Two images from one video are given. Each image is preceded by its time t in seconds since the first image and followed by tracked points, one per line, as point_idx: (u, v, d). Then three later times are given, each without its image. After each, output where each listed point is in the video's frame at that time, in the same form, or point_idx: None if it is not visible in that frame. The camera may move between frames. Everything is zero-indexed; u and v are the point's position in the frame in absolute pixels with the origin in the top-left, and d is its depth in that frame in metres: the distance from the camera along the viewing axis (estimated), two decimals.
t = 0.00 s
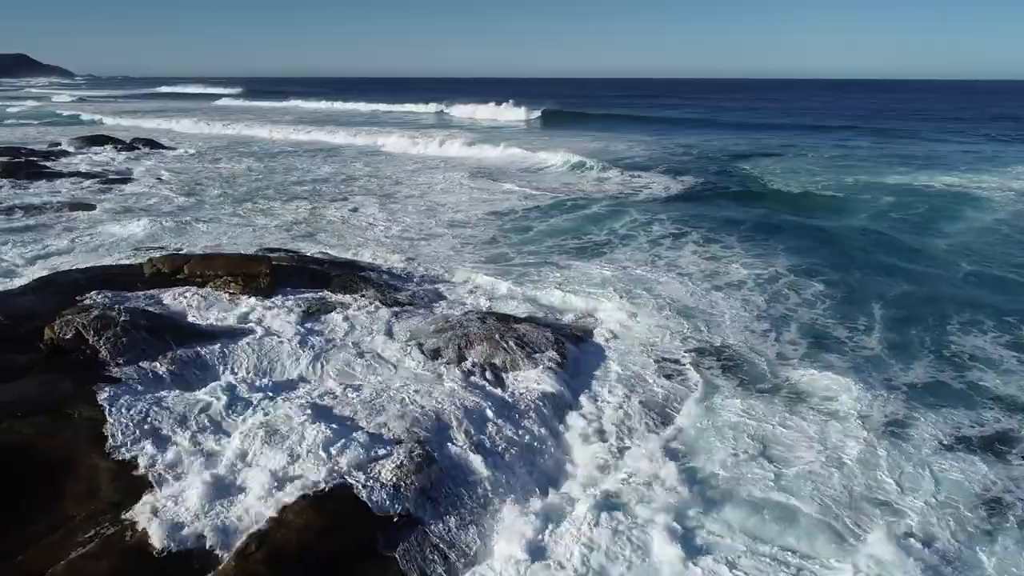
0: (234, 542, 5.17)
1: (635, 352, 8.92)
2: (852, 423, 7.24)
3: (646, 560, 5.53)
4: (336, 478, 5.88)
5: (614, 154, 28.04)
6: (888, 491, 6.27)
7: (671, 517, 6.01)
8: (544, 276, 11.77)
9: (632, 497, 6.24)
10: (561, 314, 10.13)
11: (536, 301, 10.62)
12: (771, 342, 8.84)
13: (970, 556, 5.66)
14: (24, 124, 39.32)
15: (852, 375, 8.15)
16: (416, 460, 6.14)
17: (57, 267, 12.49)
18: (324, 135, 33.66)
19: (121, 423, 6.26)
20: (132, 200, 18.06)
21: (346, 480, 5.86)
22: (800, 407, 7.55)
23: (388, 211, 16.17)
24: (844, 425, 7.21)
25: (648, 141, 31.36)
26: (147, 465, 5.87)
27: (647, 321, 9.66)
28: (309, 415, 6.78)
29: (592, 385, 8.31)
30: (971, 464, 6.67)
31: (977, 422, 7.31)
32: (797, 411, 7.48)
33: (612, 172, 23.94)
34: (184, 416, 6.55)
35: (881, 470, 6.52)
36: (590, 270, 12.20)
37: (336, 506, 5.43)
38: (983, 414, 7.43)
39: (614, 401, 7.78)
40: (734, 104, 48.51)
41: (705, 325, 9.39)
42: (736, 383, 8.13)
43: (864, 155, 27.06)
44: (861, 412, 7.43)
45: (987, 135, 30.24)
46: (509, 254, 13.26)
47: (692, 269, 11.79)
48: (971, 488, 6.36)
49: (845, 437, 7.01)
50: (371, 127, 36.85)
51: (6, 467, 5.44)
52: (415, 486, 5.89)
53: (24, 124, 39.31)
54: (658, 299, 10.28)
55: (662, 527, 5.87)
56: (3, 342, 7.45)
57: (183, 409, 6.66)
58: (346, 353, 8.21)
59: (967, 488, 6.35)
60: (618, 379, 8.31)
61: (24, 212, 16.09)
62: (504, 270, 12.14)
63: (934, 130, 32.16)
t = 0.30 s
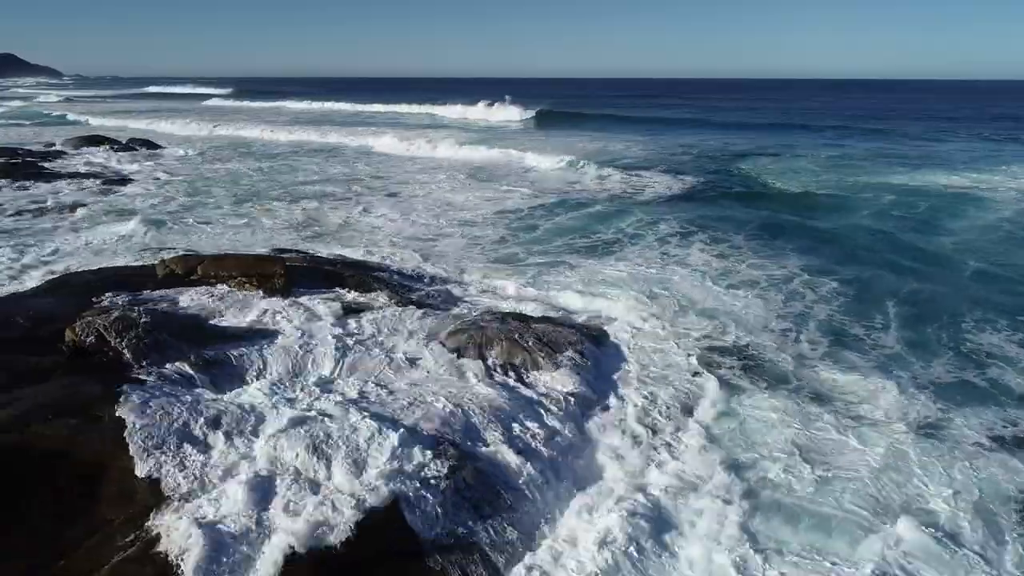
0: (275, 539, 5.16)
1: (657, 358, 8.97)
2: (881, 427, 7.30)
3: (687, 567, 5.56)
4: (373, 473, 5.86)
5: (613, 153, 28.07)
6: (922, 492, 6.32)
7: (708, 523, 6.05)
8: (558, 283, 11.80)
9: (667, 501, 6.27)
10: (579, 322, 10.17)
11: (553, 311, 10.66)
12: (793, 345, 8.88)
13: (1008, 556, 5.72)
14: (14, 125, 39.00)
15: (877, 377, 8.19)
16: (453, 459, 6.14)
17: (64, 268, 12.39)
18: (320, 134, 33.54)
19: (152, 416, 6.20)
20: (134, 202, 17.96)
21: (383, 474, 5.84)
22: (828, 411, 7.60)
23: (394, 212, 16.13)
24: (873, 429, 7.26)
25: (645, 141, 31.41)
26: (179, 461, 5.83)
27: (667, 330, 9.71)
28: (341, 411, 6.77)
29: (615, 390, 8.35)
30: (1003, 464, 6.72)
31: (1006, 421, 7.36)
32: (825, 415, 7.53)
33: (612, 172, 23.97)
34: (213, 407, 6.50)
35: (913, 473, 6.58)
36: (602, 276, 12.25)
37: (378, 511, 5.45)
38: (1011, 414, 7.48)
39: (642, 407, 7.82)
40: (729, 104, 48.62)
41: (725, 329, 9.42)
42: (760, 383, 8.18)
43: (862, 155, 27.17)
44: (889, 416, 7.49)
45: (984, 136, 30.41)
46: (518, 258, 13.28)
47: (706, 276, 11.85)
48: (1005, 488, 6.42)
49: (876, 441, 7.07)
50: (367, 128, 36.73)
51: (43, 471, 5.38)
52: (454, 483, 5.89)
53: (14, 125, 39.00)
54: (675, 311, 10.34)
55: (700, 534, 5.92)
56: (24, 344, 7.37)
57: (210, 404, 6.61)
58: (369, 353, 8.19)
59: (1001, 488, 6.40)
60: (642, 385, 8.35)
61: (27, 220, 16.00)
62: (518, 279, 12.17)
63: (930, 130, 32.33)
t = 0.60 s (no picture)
0: (310, 538, 5.17)
1: (670, 364, 9.05)
2: (899, 430, 7.40)
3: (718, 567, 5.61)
4: (403, 475, 5.90)
5: (609, 152, 28.10)
6: (944, 494, 6.42)
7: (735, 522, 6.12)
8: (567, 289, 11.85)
9: (694, 503, 6.34)
10: (591, 321, 10.20)
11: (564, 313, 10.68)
12: (807, 346, 8.96)
13: None
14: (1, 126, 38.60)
15: (892, 380, 8.28)
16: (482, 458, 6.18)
17: (68, 269, 12.30)
18: (316, 134, 33.46)
19: (178, 411, 6.16)
20: (134, 203, 17.87)
21: (414, 477, 5.88)
22: (844, 414, 7.70)
23: (397, 211, 16.11)
24: (891, 432, 7.37)
25: (641, 140, 31.48)
26: (208, 457, 5.80)
27: (679, 332, 9.77)
28: (365, 412, 6.78)
29: (631, 391, 8.38)
30: None
31: None
32: (843, 418, 7.63)
33: (610, 171, 24.02)
34: (238, 408, 6.50)
35: (936, 474, 6.70)
36: (610, 279, 12.31)
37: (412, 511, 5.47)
38: None
39: (659, 411, 7.90)
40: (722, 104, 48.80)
41: (737, 331, 9.49)
42: (775, 386, 8.26)
43: (858, 155, 27.34)
44: (906, 419, 7.59)
45: (977, 136, 30.66)
46: (524, 261, 13.32)
47: (714, 277, 11.91)
48: None
49: (895, 444, 7.17)
50: (362, 129, 36.68)
51: (71, 478, 5.38)
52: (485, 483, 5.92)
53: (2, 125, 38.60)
54: (686, 313, 10.41)
55: (729, 534, 5.98)
56: (40, 346, 7.31)
57: (235, 406, 6.61)
58: (387, 354, 8.21)
59: None
60: (658, 390, 8.43)
61: (25, 224, 15.88)
62: (527, 283, 12.20)
63: (924, 130, 32.57)
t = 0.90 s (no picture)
0: (351, 540, 5.13)
1: (687, 362, 9.10)
2: (921, 431, 7.48)
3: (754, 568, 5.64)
4: (439, 476, 5.86)
5: (603, 152, 28.13)
6: (970, 495, 6.50)
7: (768, 521, 6.14)
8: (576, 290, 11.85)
9: (724, 502, 6.37)
10: (604, 320, 10.21)
11: (576, 313, 10.69)
12: (822, 348, 9.03)
13: None
14: None
15: (910, 381, 8.38)
16: (516, 460, 6.19)
17: (71, 270, 12.15)
18: (309, 133, 33.37)
19: (209, 416, 6.10)
20: (131, 204, 17.75)
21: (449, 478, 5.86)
22: (865, 415, 7.78)
23: (399, 211, 16.08)
24: (913, 433, 7.45)
25: (635, 139, 31.59)
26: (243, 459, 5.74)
27: (692, 332, 9.83)
28: (393, 414, 6.78)
29: (651, 391, 8.41)
30: None
31: None
32: (862, 419, 7.70)
33: (606, 170, 24.04)
34: (267, 412, 6.46)
35: (964, 474, 6.78)
36: (618, 280, 12.33)
37: (450, 511, 5.47)
38: None
39: (682, 411, 7.92)
40: (712, 104, 49.03)
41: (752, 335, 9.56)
42: (793, 387, 8.33)
43: (851, 154, 27.53)
44: (924, 419, 7.69)
45: (967, 136, 30.94)
46: (530, 262, 13.32)
47: (723, 278, 11.96)
48: None
49: (917, 444, 7.25)
50: (355, 129, 36.62)
51: (109, 486, 5.30)
52: (520, 487, 5.94)
53: None
54: (698, 315, 10.45)
55: (763, 533, 6.01)
56: (58, 347, 7.19)
57: (263, 409, 6.57)
58: (408, 355, 8.20)
59: None
60: (677, 390, 8.46)
61: (22, 226, 15.67)
62: (535, 283, 12.21)
63: (914, 130, 32.84)
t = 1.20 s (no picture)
0: (387, 548, 5.09)
1: (701, 362, 9.13)
2: (941, 431, 7.51)
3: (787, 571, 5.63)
4: (469, 477, 5.82)
5: (599, 151, 28.18)
6: (994, 497, 6.53)
7: (796, 522, 6.13)
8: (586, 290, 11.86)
9: (751, 503, 6.36)
10: (616, 319, 10.24)
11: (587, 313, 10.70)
12: (835, 354, 9.10)
13: None
14: None
15: (926, 381, 8.45)
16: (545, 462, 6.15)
17: (76, 272, 12.06)
18: (304, 133, 33.32)
19: (235, 420, 6.05)
20: (132, 205, 17.66)
21: (479, 478, 5.81)
22: (884, 415, 7.81)
23: (403, 211, 16.05)
24: (933, 433, 7.48)
25: (631, 139, 31.69)
26: (273, 460, 5.68)
27: (705, 335, 9.88)
28: (419, 418, 6.77)
29: (667, 389, 8.44)
30: None
31: None
32: (882, 419, 7.74)
33: (604, 170, 24.08)
34: (291, 414, 6.42)
35: (987, 475, 6.85)
36: (626, 279, 12.36)
37: (483, 513, 5.45)
38: None
39: (701, 412, 7.93)
40: (705, 104, 49.23)
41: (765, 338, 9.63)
42: (810, 388, 8.36)
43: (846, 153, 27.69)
44: (944, 419, 7.73)
45: (959, 135, 31.18)
46: (536, 262, 13.34)
47: (731, 279, 12.00)
48: None
49: (939, 445, 7.27)
50: (350, 129, 36.59)
51: (141, 490, 5.28)
52: (550, 489, 5.90)
53: None
54: (709, 317, 10.50)
55: (792, 533, 6.01)
56: (77, 348, 7.13)
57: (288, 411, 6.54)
58: (426, 355, 8.18)
59: None
60: (694, 389, 8.48)
61: (21, 228, 15.54)
62: (544, 283, 12.20)
63: (907, 130, 33.08)
